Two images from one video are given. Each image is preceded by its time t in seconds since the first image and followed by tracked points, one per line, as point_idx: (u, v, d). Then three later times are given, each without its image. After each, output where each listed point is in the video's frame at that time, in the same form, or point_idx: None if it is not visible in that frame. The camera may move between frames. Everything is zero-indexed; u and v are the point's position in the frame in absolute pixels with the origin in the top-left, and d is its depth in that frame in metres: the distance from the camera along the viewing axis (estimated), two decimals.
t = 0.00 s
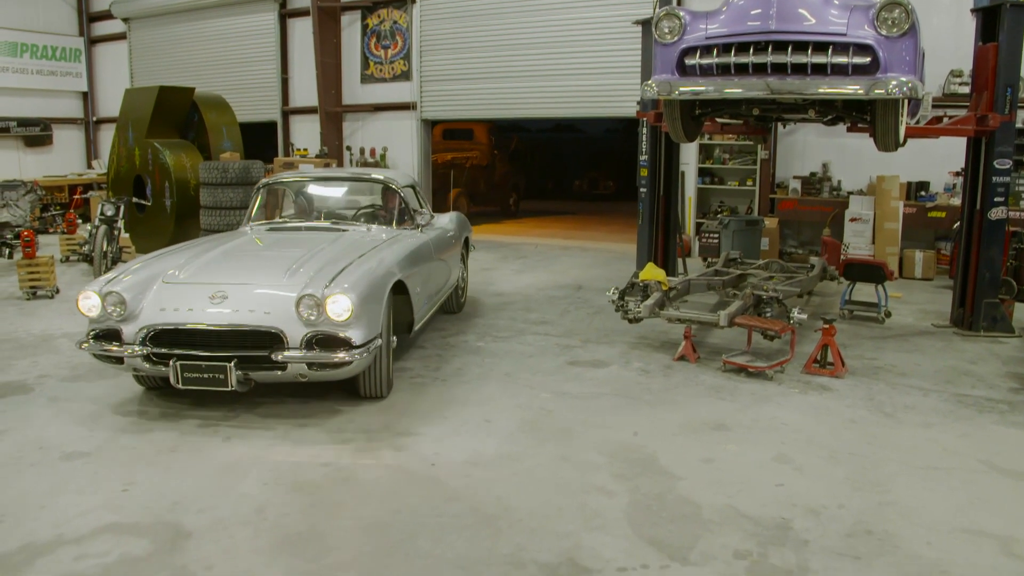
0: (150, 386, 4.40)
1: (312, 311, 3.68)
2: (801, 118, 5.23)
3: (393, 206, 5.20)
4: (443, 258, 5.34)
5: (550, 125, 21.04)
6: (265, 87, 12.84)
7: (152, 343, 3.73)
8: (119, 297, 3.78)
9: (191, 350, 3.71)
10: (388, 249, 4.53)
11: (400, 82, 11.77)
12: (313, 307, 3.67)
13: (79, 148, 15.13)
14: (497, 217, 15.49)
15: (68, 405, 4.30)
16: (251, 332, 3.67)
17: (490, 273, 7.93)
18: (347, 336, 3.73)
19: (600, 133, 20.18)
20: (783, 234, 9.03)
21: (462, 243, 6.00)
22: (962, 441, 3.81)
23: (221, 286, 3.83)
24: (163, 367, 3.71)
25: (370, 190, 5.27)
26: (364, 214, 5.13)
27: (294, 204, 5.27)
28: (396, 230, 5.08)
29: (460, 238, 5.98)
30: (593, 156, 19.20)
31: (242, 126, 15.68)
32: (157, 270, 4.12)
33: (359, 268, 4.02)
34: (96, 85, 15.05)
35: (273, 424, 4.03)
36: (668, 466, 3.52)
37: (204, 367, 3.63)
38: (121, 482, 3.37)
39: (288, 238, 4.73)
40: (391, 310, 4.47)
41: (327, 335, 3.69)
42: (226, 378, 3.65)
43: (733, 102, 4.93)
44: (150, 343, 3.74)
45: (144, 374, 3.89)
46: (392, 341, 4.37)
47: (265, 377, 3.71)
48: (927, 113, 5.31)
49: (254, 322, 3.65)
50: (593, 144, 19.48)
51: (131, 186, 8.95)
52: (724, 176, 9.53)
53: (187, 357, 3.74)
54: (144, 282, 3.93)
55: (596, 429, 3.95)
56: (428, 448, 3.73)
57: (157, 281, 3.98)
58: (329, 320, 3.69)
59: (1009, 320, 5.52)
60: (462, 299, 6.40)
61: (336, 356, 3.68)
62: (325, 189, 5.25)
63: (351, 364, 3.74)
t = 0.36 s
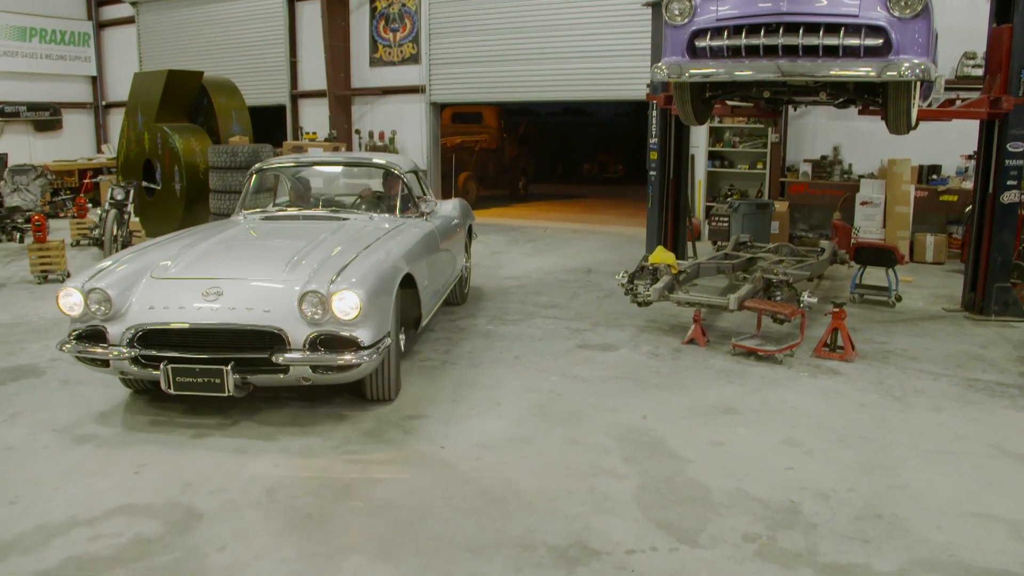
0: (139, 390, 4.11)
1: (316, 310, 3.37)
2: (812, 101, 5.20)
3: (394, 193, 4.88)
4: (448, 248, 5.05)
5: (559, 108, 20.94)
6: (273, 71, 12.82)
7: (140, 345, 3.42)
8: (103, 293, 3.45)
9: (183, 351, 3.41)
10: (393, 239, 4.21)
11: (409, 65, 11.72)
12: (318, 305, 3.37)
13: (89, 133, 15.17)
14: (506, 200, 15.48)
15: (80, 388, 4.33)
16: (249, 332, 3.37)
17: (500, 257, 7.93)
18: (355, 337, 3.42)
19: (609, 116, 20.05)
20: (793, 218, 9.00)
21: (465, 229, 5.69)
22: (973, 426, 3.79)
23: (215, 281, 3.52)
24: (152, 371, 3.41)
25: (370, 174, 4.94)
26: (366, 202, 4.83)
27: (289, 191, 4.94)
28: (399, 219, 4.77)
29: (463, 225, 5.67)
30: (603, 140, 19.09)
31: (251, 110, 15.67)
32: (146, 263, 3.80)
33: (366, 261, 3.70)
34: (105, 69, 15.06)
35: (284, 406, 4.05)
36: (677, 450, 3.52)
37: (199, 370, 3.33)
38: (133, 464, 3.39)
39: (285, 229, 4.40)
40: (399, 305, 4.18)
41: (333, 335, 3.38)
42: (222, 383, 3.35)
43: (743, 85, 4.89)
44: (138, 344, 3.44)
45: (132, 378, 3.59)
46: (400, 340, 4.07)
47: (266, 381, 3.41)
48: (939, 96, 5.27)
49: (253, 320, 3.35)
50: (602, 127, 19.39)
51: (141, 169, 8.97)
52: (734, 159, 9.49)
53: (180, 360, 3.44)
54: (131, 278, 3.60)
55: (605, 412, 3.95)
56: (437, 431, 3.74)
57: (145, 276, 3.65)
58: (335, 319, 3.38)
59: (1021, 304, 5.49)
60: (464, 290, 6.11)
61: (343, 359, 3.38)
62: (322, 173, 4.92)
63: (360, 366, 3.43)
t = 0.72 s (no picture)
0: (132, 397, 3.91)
1: (323, 310, 3.13)
2: (825, 85, 5.18)
3: (401, 183, 4.71)
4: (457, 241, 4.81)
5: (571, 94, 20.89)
6: (285, 57, 12.81)
7: (133, 349, 3.19)
8: (93, 293, 3.20)
9: (180, 356, 3.18)
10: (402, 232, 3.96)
11: (420, 51, 11.69)
12: (326, 305, 3.12)
13: (102, 120, 15.22)
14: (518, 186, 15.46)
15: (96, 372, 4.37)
16: (253, 335, 3.13)
17: (512, 242, 7.92)
18: (365, 338, 3.17)
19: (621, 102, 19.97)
20: (806, 204, 8.96)
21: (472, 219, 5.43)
22: (988, 412, 3.77)
23: (214, 281, 3.26)
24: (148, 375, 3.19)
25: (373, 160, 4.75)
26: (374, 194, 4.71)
27: (287, 179, 4.73)
28: (406, 209, 4.54)
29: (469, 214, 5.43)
30: (614, 125, 19.01)
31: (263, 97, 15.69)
32: (136, 259, 3.54)
33: (375, 257, 3.45)
34: (116, 56, 15.08)
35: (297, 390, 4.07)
36: (690, 435, 3.52)
37: (197, 376, 3.11)
38: (148, 448, 3.42)
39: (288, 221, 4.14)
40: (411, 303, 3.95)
41: (342, 337, 3.14)
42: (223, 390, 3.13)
43: (757, 68, 4.86)
44: (131, 349, 3.19)
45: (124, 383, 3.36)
46: (412, 340, 3.82)
47: (270, 387, 3.18)
48: (955, 80, 5.22)
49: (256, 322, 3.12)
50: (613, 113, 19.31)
51: (153, 156, 8.99)
52: (748, 144, 9.44)
53: (177, 365, 3.21)
54: (124, 278, 3.34)
55: (618, 397, 3.95)
56: (450, 416, 3.75)
57: (139, 275, 3.39)
58: (345, 320, 3.14)
59: None
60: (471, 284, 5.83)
61: (354, 363, 3.14)
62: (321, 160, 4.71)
63: (371, 371, 3.19)
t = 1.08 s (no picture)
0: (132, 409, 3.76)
1: (339, 314, 2.99)
2: (848, 74, 5.11)
3: (415, 176, 4.62)
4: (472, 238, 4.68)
5: (588, 84, 20.85)
6: (304, 48, 12.84)
7: (136, 356, 3.05)
8: (93, 297, 3.07)
9: (187, 363, 3.04)
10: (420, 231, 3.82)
11: (439, 41, 11.67)
12: (343, 308, 2.99)
13: (122, 111, 15.32)
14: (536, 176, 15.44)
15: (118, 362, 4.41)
16: (264, 342, 2.99)
17: (531, 233, 7.91)
18: (385, 344, 3.03)
19: (639, 92, 19.91)
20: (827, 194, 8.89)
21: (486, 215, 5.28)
22: (1015, 406, 3.73)
23: (222, 283, 3.12)
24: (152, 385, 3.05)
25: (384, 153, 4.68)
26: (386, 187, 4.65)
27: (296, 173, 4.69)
28: (422, 204, 4.51)
29: (485, 208, 5.30)
30: (632, 114, 18.94)
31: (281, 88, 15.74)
32: (139, 261, 3.41)
33: (393, 257, 3.31)
34: (136, 48, 15.17)
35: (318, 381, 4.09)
36: (712, 428, 3.51)
37: (205, 385, 2.97)
38: (170, 438, 3.45)
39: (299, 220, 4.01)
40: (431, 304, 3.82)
41: (360, 343, 3.01)
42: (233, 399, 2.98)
43: (779, 58, 4.81)
44: (135, 356, 3.06)
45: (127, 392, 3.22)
46: (432, 345, 3.67)
47: (283, 396, 3.04)
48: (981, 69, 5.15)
49: (266, 326, 2.98)
50: (631, 103, 19.24)
51: (172, 147, 9.04)
52: (768, 134, 9.37)
53: (183, 374, 3.07)
54: (125, 280, 3.21)
55: (639, 389, 3.94)
56: (470, 408, 3.75)
57: (142, 277, 3.26)
58: (362, 325, 3.01)
59: None
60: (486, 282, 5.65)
61: (372, 371, 2.99)
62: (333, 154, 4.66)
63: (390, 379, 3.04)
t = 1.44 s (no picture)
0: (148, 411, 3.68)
1: (365, 319, 2.88)
2: (883, 64, 5.02)
3: (441, 169, 4.62)
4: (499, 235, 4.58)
5: (615, 76, 20.76)
6: (332, 40, 12.89)
7: (151, 362, 2.96)
8: (104, 301, 2.98)
9: (203, 372, 2.94)
10: (448, 231, 3.70)
11: (468, 33, 11.65)
12: (369, 312, 2.88)
13: (152, 103, 15.47)
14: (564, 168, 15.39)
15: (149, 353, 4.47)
16: (286, 348, 2.89)
17: (559, 226, 7.89)
18: (414, 350, 2.91)
19: (667, 84, 19.78)
20: (859, 187, 8.75)
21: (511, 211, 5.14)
22: None
23: (240, 286, 3.02)
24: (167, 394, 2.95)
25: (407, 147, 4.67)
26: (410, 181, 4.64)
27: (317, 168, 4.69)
28: (449, 201, 4.47)
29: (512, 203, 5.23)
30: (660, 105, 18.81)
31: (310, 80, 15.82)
32: (154, 262, 3.32)
33: (421, 258, 3.21)
34: (166, 41, 15.31)
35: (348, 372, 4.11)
36: (744, 424, 3.47)
37: (222, 395, 2.87)
38: (201, 429, 3.49)
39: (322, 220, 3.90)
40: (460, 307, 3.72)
41: (387, 348, 2.89)
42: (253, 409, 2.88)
43: (813, 49, 4.73)
44: (149, 362, 2.97)
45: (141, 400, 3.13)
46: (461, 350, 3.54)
47: (304, 405, 2.93)
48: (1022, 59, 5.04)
49: (288, 331, 2.87)
50: (659, 95, 19.12)
51: (202, 139, 9.13)
52: (800, 127, 9.25)
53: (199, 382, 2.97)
54: (139, 283, 3.11)
55: (669, 384, 3.91)
56: (500, 402, 3.75)
57: (156, 279, 3.17)
58: (389, 330, 2.89)
59: None
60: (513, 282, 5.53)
61: (399, 379, 2.88)
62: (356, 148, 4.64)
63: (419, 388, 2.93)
